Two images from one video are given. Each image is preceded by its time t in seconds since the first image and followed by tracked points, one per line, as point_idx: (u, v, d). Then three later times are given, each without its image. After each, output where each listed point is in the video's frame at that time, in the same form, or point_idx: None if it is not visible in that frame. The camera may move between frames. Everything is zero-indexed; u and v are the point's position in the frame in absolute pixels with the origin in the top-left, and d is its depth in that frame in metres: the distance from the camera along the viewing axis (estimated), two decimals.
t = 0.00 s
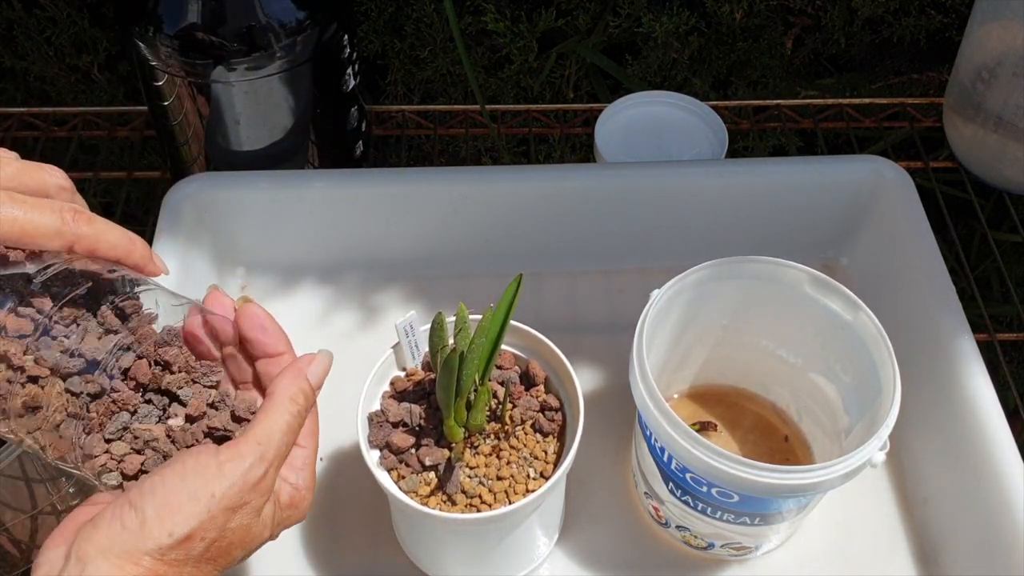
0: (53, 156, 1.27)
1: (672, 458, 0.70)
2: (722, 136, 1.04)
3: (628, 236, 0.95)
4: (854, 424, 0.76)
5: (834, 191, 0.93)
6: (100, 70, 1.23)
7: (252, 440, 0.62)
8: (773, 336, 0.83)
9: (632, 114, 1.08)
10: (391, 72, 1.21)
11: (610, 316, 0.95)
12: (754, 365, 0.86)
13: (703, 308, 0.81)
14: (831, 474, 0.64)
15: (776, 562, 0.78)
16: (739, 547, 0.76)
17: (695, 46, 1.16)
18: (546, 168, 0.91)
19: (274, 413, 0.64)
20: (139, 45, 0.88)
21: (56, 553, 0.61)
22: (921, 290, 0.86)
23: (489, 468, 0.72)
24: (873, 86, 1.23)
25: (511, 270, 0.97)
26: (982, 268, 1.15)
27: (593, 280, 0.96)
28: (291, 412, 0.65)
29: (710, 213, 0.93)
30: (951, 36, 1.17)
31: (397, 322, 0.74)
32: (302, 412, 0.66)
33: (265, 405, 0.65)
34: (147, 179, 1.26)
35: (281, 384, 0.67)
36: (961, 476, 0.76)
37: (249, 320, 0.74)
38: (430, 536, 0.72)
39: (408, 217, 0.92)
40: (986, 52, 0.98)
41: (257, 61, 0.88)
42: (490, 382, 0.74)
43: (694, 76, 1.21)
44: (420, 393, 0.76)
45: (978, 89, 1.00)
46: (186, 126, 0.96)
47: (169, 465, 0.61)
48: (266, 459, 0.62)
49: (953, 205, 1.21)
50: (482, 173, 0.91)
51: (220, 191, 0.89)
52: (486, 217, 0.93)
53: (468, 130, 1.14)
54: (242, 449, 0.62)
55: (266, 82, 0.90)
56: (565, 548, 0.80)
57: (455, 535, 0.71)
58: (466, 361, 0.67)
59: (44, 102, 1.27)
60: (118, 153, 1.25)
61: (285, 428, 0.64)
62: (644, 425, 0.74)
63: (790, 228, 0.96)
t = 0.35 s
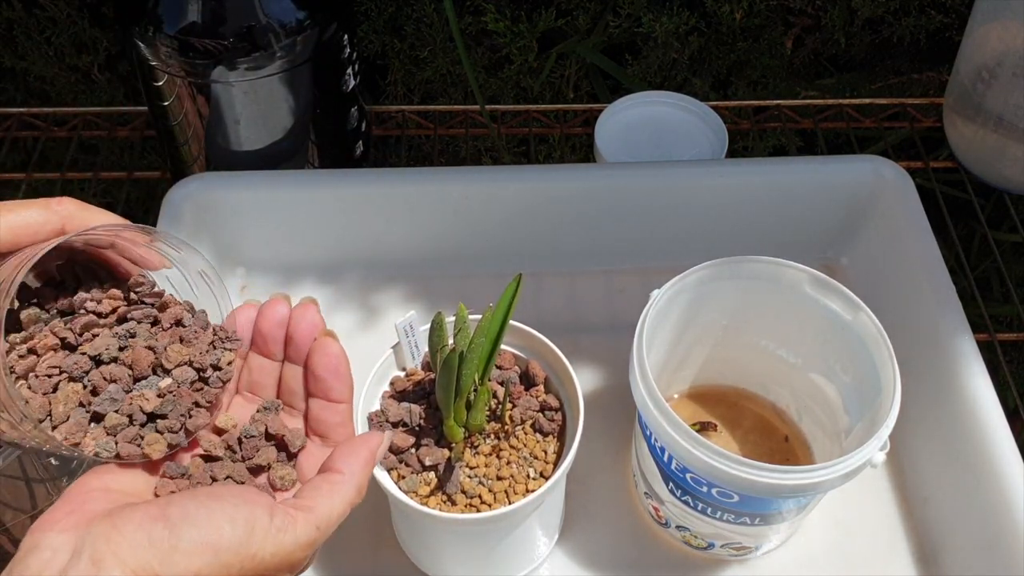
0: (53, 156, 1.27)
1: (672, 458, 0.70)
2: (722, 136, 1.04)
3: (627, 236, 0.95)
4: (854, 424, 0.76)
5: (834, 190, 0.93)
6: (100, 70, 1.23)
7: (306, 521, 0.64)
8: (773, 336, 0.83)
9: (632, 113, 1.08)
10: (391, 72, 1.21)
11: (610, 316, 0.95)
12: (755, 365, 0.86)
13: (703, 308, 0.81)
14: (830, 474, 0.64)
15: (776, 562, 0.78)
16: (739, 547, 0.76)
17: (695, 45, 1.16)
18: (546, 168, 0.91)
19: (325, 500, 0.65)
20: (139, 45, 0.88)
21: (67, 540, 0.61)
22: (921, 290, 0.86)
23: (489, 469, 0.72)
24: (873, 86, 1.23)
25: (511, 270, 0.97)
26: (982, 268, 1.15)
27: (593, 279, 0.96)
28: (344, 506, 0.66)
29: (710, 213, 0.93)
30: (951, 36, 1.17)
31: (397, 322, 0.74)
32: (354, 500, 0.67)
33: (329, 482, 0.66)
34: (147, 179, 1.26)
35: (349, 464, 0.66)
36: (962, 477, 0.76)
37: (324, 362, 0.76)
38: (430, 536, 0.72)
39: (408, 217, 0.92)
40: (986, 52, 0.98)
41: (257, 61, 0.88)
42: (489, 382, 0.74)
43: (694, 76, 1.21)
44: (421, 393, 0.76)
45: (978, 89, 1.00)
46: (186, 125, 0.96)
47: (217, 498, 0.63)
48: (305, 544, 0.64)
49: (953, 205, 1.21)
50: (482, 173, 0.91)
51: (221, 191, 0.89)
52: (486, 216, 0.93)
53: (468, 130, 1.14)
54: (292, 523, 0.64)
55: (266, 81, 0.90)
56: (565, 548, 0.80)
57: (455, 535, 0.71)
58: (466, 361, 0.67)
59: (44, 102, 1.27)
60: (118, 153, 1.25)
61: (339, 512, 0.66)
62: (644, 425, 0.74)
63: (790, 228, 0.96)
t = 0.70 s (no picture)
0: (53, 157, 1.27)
1: (672, 458, 0.70)
2: (722, 136, 1.05)
3: (628, 236, 0.95)
4: (854, 424, 0.76)
5: (835, 191, 0.93)
6: (100, 70, 1.23)
7: None
8: (773, 336, 0.83)
9: (632, 113, 1.08)
10: (391, 72, 1.21)
11: (610, 316, 0.95)
12: (754, 365, 0.86)
13: (703, 308, 0.81)
14: (830, 474, 0.64)
15: (776, 562, 0.78)
16: (739, 547, 0.76)
17: (695, 46, 1.16)
18: (547, 168, 0.91)
19: None
20: (139, 45, 0.88)
21: None
22: (920, 290, 0.86)
23: (489, 469, 0.73)
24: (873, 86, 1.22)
25: (512, 271, 0.97)
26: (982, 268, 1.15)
27: (593, 279, 0.96)
28: None
29: (710, 213, 0.93)
30: (951, 36, 1.18)
31: (397, 322, 0.74)
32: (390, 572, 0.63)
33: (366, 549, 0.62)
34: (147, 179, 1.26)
35: (385, 535, 0.62)
36: (963, 477, 0.76)
37: (368, 414, 0.69)
38: (431, 536, 0.72)
39: (408, 217, 0.92)
40: (986, 52, 0.98)
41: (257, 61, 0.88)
42: (489, 383, 0.75)
43: (694, 76, 1.20)
44: (420, 393, 0.76)
45: (978, 89, 1.00)
46: (185, 126, 0.96)
47: (253, 563, 0.59)
48: None
49: (954, 205, 1.21)
50: (482, 173, 0.91)
51: (221, 190, 0.90)
52: (486, 217, 0.93)
53: (469, 130, 1.14)
54: None
55: (266, 81, 0.90)
56: (565, 549, 0.79)
57: (455, 535, 0.71)
58: (465, 361, 0.68)
59: (44, 102, 1.27)
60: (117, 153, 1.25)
61: None
62: (643, 425, 0.74)
63: (791, 229, 0.96)
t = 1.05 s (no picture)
0: (53, 157, 1.26)
1: (672, 458, 0.70)
2: (722, 136, 1.05)
3: (628, 236, 0.95)
4: (854, 424, 0.76)
5: (835, 191, 0.93)
6: (100, 70, 1.23)
7: None
8: (772, 337, 0.83)
9: (632, 114, 1.08)
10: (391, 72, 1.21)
11: (611, 316, 0.95)
12: (754, 365, 0.86)
13: (704, 307, 0.81)
14: (831, 474, 0.64)
15: (776, 563, 0.78)
16: (739, 547, 0.76)
17: (694, 46, 1.16)
18: (547, 168, 0.91)
19: None
20: (139, 45, 0.88)
21: None
22: (920, 291, 0.86)
23: (489, 468, 0.73)
24: (872, 86, 1.23)
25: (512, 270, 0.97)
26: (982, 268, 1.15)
27: (593, 279, 0.96)
28: None
29: (710, 213, 0.93)
30: (951, 36, 1.18)
31: (397, 322, 0.74)
32: None
33: None
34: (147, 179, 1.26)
35: None
36: (964, 477, 0.76)
37: None
38: (431, 536, 0.72)
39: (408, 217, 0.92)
40: (986, 52, 0.98)
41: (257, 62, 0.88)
42: (489, 382, 0.74)
43: (694, 76, 1.20)
44: (420, 393, 0.76)
45: (978, 89, 1.00)
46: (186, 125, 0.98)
47: None
48: None
49: (953, 205, 1.21)
50: (482, 173, 0.91)
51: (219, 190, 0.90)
52: (486, 216, 0.93)
53: (468, 130, 1.14)
54: None
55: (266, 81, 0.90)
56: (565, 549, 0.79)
57: (455, 535, 0.71)
58: (466, 361, 0.67)
59: (44, 102, 1.26)
60: (117, 153, 1.25)
61: None
62: (644, 424, 0.74)
63: (791, 229, 0.96)
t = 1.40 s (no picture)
0: (53, 157, 1.26)
1: (672, 458, 0.70)
2: (722, 136, 1.05)
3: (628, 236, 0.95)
4: (854, 424, 0.76)
5: (835, 191, 0.93)
6: (100, 70, 1.23)
7: None
8: (772, 336, 0.83)
9: (631, 114, 1.08)
10: (391, 72, 1.21)
11: (610, 316, 0.95)
12: (755, 364, 0.86)
13: (703, 307, 0.81)
14: (831, 474, 0.64)
15: (775, 563, 0.78)
16: (739, 547, 0.76)
17: (694, 46, 1.16)
18: (546, 168, 0.91)
19: None
20: (139, 45, 0.89)
21: None
22: (921, 291, 0.86)
23: (489, 468, 0.72)
24: (873, 86, 1.22)
25: (511, 271, 0.97)
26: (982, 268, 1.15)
27: (593, 279, 0.96)
28: None
29: (710, 213, 0.93)
30: (951, 36, 1.18)
31: (397, 322, 0.74)
32: None
33: None
34: (147, 179, 1.26)
35: None
36: (964, 477, 0.76)
37: (689, 559, 0.67)
38: (430, 535, 0.72)
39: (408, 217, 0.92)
40: (986, 52, 0.98)
41: (257, 61, 0.88)
42: (489, 382, 0.74)
43: (694, 76, 1.20)
44: (420, 393, 0.76)
45: (978, 89, 1.00)
46: (185, 126, 0.96)
47: None
48: None
49: (953, 205, 1.21)
50: (482, 173, 0.91)
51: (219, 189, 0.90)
52: (485, 216, 0.93)
53: (468, 130, 1.14)
54: None
55: (266, 81, 0.90)
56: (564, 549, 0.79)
57: (454, 535, 0.71)
58: (466, 361, 0.68)
59: (44, 102, 1.26)
60: (117, 153, 1.25)
61: None
62: (644, 424, 0.74)
63: (791, 229, 0.96)
